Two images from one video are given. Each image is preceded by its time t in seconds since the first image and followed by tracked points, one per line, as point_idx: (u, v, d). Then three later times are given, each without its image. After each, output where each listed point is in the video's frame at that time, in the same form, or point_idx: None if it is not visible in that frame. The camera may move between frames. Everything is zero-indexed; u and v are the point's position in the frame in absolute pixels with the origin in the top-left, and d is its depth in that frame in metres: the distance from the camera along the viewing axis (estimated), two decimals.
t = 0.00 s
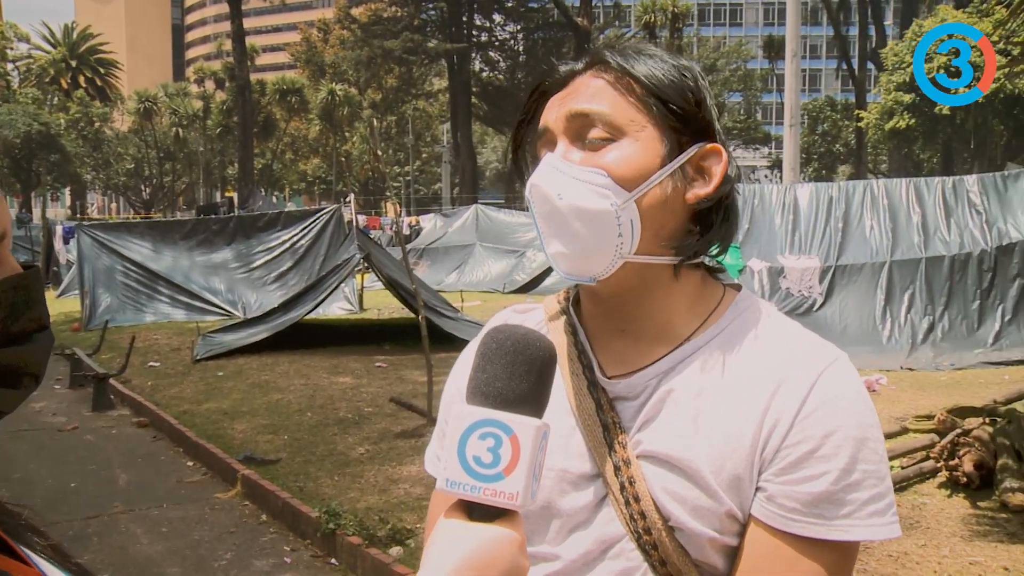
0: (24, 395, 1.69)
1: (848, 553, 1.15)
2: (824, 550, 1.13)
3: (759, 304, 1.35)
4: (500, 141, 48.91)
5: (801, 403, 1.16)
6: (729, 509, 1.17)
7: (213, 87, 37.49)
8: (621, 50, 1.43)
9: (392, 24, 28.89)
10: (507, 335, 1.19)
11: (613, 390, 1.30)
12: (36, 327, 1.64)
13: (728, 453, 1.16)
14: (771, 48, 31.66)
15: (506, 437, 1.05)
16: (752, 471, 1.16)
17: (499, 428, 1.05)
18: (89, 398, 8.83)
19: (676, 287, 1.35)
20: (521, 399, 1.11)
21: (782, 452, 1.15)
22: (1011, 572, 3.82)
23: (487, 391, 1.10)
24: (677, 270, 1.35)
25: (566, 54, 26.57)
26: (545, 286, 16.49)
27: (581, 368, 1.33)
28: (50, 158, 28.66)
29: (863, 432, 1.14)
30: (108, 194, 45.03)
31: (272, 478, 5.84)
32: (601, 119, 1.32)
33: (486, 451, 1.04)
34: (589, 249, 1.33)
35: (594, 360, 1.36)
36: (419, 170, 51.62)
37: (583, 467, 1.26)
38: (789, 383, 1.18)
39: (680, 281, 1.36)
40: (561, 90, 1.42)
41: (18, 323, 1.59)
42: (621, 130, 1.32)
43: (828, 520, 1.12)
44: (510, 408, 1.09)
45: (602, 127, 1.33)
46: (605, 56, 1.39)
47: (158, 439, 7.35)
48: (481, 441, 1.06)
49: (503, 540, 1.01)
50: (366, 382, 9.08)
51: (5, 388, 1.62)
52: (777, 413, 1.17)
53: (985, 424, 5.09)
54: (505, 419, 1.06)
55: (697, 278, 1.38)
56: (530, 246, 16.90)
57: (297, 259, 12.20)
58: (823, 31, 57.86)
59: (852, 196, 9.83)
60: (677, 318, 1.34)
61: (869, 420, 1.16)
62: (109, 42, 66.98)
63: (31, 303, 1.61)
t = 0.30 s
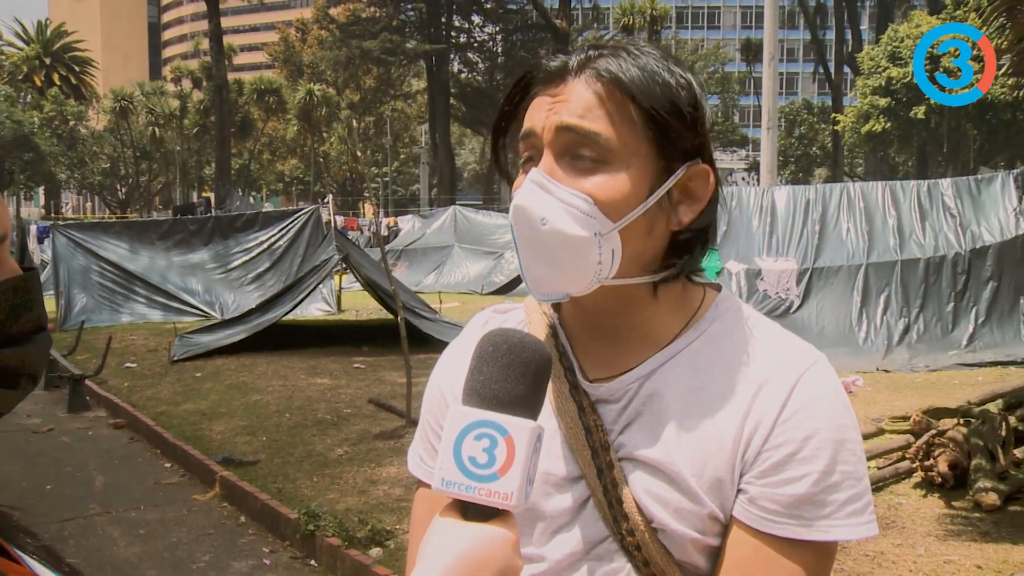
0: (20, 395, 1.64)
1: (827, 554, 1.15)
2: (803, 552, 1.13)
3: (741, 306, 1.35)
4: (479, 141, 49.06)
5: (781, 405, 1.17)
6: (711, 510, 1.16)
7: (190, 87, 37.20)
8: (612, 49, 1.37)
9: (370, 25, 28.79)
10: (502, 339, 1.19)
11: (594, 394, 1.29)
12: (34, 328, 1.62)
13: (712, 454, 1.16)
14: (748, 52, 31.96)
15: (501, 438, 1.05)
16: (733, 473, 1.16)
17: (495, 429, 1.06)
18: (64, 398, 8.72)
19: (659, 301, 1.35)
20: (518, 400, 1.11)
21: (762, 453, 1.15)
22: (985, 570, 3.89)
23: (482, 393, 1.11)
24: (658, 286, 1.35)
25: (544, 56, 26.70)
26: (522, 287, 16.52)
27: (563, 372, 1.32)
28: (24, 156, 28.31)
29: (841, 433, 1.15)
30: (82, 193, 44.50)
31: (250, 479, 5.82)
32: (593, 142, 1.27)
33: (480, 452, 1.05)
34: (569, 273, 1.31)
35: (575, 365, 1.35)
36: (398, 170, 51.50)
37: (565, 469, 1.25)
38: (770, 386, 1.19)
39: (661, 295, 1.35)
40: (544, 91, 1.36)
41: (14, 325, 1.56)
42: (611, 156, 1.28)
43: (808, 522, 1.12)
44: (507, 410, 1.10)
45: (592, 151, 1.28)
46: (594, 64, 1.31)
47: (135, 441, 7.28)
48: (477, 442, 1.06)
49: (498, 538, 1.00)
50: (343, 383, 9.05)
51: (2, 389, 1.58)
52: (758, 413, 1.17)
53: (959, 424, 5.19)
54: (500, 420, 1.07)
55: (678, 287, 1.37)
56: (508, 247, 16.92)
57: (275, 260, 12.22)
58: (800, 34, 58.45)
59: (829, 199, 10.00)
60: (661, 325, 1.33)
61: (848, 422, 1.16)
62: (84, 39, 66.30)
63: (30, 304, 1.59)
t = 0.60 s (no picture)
0: (16, 397, 1.69)
1: (808, 549, 1.14)
2: (785, 547, 1.13)
3: (722, 306, 1.34)
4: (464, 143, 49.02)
5: (762, 403, 1.16)
6: (694, 509, 1.16)
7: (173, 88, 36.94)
8: (580, 66, 1.28)
9: (355, 26, 28.70)
10: (493, 339, 1.19)
11: (576, 394, 1.26)
12: (32, 331, 1.64)
13: (693, 454, 1.16)
14: (733, 54, 32.09)
15: (493, 437, 1.04)
16: (714, 471, 1.16)
17: (484, 428, 1.05)
18: (48, 401, 8.66)
19: (651, 307, 1.32)
20: (507, 400, 1.11)
21: (744, 452, 1.14)
22: (966, 568, 3.95)
23: (472, 393, 1.11)
24: (650, 296, 1.33)
25: (530, 57, 26.71)
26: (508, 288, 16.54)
27: (545, 375, 1.29)
28: (5, 156, 28.07)
29: (820, 431, 1.14)
30: (65, 194, 44.13)
31: (237, 481, 5.81)
32: (584, 191, 1.20)
33: (472, 450, 1.04)
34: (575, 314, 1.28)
35: (558, 368, 1.32)
36: (383, 171, 51.43)
37: (550, 470, 1.24)
38: (754, 382, 1.18)
39: (653, 302, 1.33)
40: (516, 128, 1.25)
41: (15, 329, 1.58)
42: (604, 205, 1.22)
43: (789, 518, 1.11)
44: (497, 409, 1.09)
45: (585, 200, 1.22)
46: (572, 111, 1.20)
47: (120, 442, 7.25)
48: (469, 441, 1.05)
49: (489, 537, 0.98)
50: (329, 384, 9.04)
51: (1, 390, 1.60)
52: (740, 413, 1.16)
53: (942, 424, 5.24)
54: (492, 419, 1.06)
55: (666, 291, 1.35)
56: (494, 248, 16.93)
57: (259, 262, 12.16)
58: (784, 36, 58.70)
59: (813, 200, 10.12)
60: (642, 334, 1.30)
61: (828, 419, 1.16)
62: (66, 38, 65.70)
63: (29, 306, 1.60)
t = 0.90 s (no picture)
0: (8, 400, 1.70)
1: (795, 544, 1.17)
2: (771, 543, 1.15)
3: (706, 306, 1.36)
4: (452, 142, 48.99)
5: (749, 400, 1.18)
6: (682, 505, 1.18)
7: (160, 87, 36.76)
8: (558, 67, 1.30)
9: (343, 25, 28.68)
10: (481, 340, 1.20)
11: (563, 393, 1.29)
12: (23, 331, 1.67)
13: (680, 449, 1.18)
14: (721, 53, 32.21)
15: (483, 436, 1.06)
16: (703, 468, 1.18)
17: (474, 428, 1.07)
18: (36, 402, 8.62)
19: (634, 306, 1.34)
20: (496, 400, 1.13)
21: (731, 448, 1.16)
22: (954, 564, 4.00)
23: (462, 393, 1.13)
24: (635, 293, 1.35)
25: (518, 57, 26.74)
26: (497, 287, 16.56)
27: (532, 375, 1.31)
28: None
29: (806, 427, 1.16)
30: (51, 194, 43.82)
31: (226, 481, 5.81)
32: (565, 192, 1.22)
33: (462, 449, 1.06)
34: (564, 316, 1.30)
35: (544, 367, 1.34)
36: (372, 170, 51.37)
37: (538, 467, 1.26)
38: (739, 379, 1.20)
39: (637, 299, 1.35)
40: (497, 138, 1.27)
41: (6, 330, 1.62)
42: (585, 207, 1.24)
43: (775, 514, 1.14)
44: (487, 409, 1.11)
45: (566, 201, 1.24)
46: (546, 115, 1.23)
47: (109, 443, 7.24)
48: (457, 440, 1.07)
49: (478, 535, 1.00)
50: (319, 384, 9.04)
51: None
52: (725, 410, 1.18)
53: (929, 421, 5.28)
54: (480, 419, 1.08)
55: (650, 289, 1.37)
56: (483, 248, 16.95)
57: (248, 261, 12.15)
58: (772, 35, 58.91)
59: (802, 199, 10.21)
60: (627, 331, 1.32)
61: (812, 416, 1.18)
62: (52, 36, 65.25)
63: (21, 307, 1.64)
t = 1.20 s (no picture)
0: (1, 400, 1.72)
1: (790, 536, 1.17)
2: (765, 536, 1.15)
3: (699, 298, 1.37)
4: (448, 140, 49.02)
5: (742, 391, 1.18)
6: (677, 498, 1.18)
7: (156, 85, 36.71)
8: (558, 52, 1.34)
9: (338, 23, 28.71)
10: (475, 334, 1.21)
11: (557, 388, 1.29)
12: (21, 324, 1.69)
13: (671, 445, 1.18)
14: (716, 51, 32.28)
15: (475, 430, 1.07)
16: (696, 460, 1.18)
17: (468, 422, 1.07)
18: (32, 401, 8.60)
19: (626, 292, 1.36)
20: (489, 394, 1.13)
21: (724, 441, 1.16)
22: (949, 561, 4.01)
23: (458, 387, 1.13)
24: (627, 280, 1.37)
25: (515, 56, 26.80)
26: (493, 285, 16.58)
27: (525, 371, 1.32)
28: None
29: (799, 419, 1.16)
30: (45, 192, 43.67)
31: (223, 479, 5.82)
32: (568, 154, 1.26)
33: (456, 444, 1.06)
34: (554, 290, 1.31)
35: (539, 360, 1.35)
36: (368, 168, 51.35)
37: (532, 464, 1.26)
38: (731, 371, 1.21)
39: (629, 286, 1.37)
40: (500, 104, 1.33)
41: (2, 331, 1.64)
42: (587, 166, 1.27)
43: (769, 506, 1.14)
44: (481, 404, 1.11)
45: (569, 161, 1.27)
46: (549, 75, 1.28)
47: (105, 442, 7.23)
48: (451, 434, 1.07)
49: (472, 528, 1.00)
50: (315, 382, 9.04)
51: None
52: (718, 402, 1.19)
53: (925, 418, 5.28)
54: (474, 413, 1.08)
55: (640, 279, 1.40)
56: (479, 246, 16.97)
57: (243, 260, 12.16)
58: (768, 33, 59.05)
59: (797, 198, 10.21)
60: (620, 317, 1.34)
61: (807, 407, 1.18)
62: (47, 34, 65.05)
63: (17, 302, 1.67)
